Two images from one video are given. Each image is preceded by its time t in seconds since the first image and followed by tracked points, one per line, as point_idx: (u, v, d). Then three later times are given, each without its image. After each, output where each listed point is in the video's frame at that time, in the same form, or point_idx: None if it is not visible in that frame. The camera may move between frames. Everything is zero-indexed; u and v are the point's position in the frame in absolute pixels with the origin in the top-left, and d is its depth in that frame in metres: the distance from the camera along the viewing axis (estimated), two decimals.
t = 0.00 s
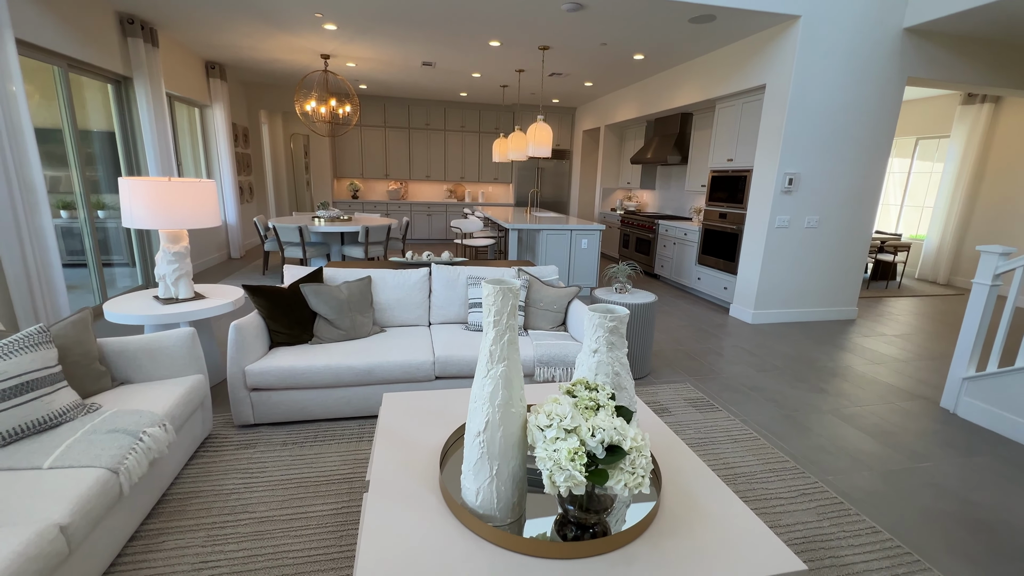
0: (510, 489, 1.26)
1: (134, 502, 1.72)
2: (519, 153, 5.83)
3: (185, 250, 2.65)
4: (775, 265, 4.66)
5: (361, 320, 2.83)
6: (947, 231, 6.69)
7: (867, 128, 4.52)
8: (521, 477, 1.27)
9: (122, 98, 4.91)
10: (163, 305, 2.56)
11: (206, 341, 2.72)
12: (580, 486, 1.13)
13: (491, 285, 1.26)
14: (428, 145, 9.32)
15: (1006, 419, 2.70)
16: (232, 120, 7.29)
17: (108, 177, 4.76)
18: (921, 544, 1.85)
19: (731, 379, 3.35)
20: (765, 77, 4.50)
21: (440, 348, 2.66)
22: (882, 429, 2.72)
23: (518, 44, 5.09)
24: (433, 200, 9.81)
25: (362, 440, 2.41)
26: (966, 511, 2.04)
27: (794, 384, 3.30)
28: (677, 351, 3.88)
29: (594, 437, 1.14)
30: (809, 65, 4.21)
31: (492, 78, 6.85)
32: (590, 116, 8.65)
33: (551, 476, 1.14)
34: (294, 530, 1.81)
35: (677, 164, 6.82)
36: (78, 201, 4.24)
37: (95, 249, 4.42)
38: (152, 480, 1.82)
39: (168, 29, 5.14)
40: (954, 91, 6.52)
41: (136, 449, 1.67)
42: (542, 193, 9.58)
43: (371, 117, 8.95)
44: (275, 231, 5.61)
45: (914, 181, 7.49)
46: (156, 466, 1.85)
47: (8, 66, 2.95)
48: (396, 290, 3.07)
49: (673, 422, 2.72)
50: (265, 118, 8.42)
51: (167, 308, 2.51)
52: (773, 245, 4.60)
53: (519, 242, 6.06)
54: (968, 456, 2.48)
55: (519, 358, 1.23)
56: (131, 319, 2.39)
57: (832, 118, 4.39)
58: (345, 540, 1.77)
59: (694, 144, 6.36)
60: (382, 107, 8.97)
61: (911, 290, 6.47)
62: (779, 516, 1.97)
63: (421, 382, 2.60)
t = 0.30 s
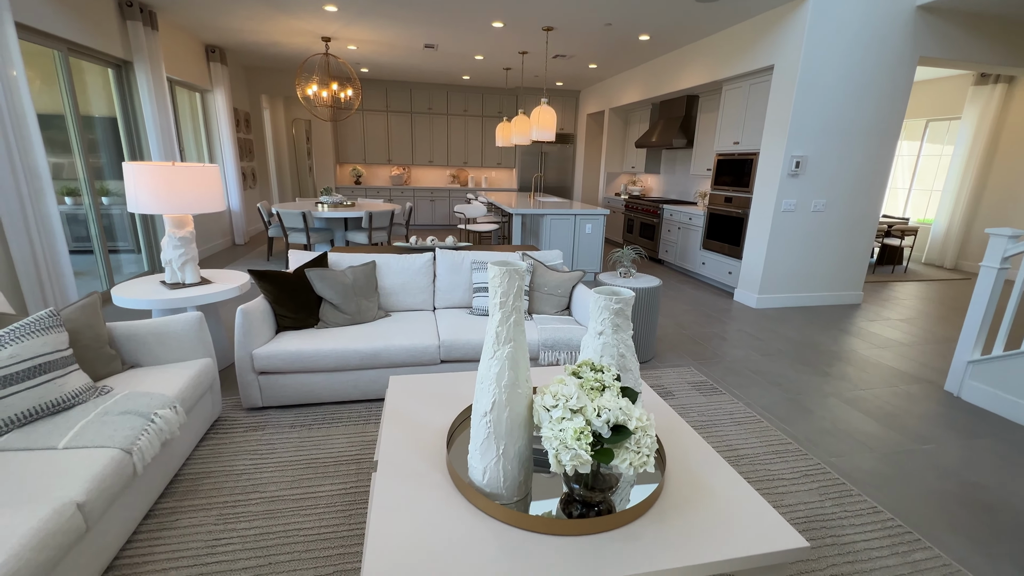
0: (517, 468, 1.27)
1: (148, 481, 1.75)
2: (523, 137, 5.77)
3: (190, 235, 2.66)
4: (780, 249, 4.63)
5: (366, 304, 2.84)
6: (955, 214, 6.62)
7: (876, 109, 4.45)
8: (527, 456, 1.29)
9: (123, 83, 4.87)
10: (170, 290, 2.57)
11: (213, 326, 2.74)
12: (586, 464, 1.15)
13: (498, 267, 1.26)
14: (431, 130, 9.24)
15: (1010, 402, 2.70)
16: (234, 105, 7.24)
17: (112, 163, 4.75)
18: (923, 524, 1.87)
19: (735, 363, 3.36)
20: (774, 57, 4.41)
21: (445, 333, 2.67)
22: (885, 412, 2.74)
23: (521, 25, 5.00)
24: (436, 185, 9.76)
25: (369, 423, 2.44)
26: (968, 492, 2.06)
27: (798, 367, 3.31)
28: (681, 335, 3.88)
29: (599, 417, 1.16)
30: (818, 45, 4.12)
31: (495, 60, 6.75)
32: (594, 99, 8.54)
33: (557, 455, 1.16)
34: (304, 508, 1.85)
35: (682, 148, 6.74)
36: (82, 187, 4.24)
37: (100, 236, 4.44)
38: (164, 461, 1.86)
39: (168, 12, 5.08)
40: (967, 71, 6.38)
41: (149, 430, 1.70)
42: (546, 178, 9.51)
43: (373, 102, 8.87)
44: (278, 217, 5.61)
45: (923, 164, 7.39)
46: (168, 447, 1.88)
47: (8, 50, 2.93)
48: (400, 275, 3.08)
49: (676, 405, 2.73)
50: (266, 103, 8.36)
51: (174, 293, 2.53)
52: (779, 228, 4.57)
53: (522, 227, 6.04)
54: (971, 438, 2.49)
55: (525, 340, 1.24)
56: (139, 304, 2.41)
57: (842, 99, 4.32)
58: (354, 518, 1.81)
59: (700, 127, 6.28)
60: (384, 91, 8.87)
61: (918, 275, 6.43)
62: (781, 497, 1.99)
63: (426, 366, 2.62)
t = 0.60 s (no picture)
0: (523, 442, 1.29)
1: (162, 456, 1.79)
2: (527, 118, 5.70)
3: (196, 215, 2.66)
4: (787, 230, 4.59)
5: (372, 285, 2.86)
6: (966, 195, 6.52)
7: (888, 86, 4.35)
8: (533, 430, 1.31)
9: (124, 64, 4.83)
10: (177, 270, 2.59)
11: (220, 306, 2.77)
12: (591, 437, 1.16)
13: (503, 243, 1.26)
14: (434, 111, 9.14)
15: (1016, 381, 2.69)
16: (235, 86, 7.17)
17: (115, 146, 4.74)
18: (923, 499, 1.90)
19: (739, 343, 3.37)
20: (784, 32, 4.31)
21: (450, 313, 2.69)
22: (889, 391, 2.75)
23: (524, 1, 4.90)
24: (440, 167, 9.68)
25: (375, 401, 2.47)
26: (969, 468, 2.08)
27: (803, 348, 3.31)
28: (686, 316, 3.88)
29: (605, 391, 1.17)
30: (830, 19, 4.02)
31: (499, 38, 6.64)
32: (599, 78, 8.39)
33: (563, 428, 1.17)
34: (314, 482, 1.89)
35: (689, 128, 6.65)
36: (87, 170, 4.25)
37: (106, 219, 4.46)
38: (177, 437, 1.89)
39: None
40: (983, 47, 6.22)
41: (161, 406, 1.73)
42: (550, 159, 9.42)
43: (376, 82, 8.77)
44: (282, 200, 5.60)
45: (935, 144, 7.25)
46: (180, 423, 1.92)
47: (8, 30, 2.91)
48: (405, 256, 3.09)
49: (680, 384, 2.75)
50: (268, 84, 8.28)
51: (181, 274, 2.55)
52: (786, 209, 4.52)
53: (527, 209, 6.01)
54: (974, 417, 2.50)
55: (532, 315, 1.25)
56: (147, 284, 2.43)
57: (853, 75, 4.23)
58: (363, 492, 1.85)
59: (708, 106, 6.17)
60: (386, 71, 8.76)
61: (926, 257, 6.37)
62: (783, 473, 2.01)
63: (432, 346, 2.64)
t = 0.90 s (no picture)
0: (526, 421, 1.31)
1: (172, 436, 1.83)
2: (531, 101, 5.63)
3: (200, 199, 2.67)
4: (793, 215, 4.55)
5: (376, 269, 2.87)
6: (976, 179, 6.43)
7: (899, 67, 4.26)
8: (537, 410, 1.32)
9: (125, 47, 4.80)
10: (183, 254, 2.60)
11: (226, 290, 2.79)
12: (594, 417, 1.18)
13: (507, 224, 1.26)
14: (437, 95, 9.04)
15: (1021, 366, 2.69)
16: (237, 70, 7.11)
17: (118, 131, 4.73)
18: (924, 481, 1.91)
19: (743, 328, 3.37)
20: (793, 12, 4.22)
21: (454, 297, 2.69)
22: (892, 375, 2.75)
23: None
24: (443, 152, 9.62)
25: (381, 383, 2.50)
26: (971, 451, 2.09)
27: (807, 333, 3.31)
28: (690, 301, 3.88)
29: (607, 371, 1.18)
30: None
31: (503, 20, 6.53)
32: (604, 60, 8.26)
33: (565, 408, 1.18)
34: (322, 462, 1.93)
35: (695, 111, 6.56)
36: (90, 155, 4.24)
37: (111, 204, 4.47)
38: (186, 417, 1.93)
39: None
40: (998, 26, 6.07)
41: (170, 387, 1.76)
42: (554, 144, 9.33)
43: (378, 65, 8.67)
44: (286, 185, 5.59)
45: (946, 127, 7.13)
46: (189, 405, 1.95)
47: (8, 12, 2.88)
48: (409, 240, 3.09)
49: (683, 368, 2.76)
50: (269, 68, 8.21)
51: (187, 258, 2.56)
52: (793, 193, 4.47)
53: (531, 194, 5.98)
54: (977, 401, 2.50)
55: (535, 297, 1.25)
56: (153, 268, 2.45)
57: (864, 56, 4.14)
58: (369, 471, 1.88)
59: (714, 89, 6.08)
60: (388, 54, 8.66)
61: (933, 242, 6.31)
62: (785, 455, 2.03)
63: (437, 329, 2.66)
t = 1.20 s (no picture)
0: (529, 400, 1.32)
1: (181, 415, 1.86)
2: (535, 85, 5.56)
3: (204, 182, 2.67)
4: (800, 199, 4.51)
5: (380, 253, 2.87)
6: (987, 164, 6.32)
7: (912, 48, 4.17)
8: (540, 389, 1.33)
9: (126, 30, 4.76)
10: (188, 237, 2.61)
11: (231, 274, 2.80)
12: (597, 396, 1.18)
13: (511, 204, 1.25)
14: (440, 78, 8.94)
15: None
16: (239, 54, 7.05)
17: (122, 116, 4.72)
18: (924, 463, 1.92)
19: (747, 313, 3.36)
20: None
21: (457, 281, 2.70)
22: (896, 360, 2.75)
23: None
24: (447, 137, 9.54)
25: (385, 366, 2.52)
26: (974, 434, 2.09)
27: (811, 318, 3.30)
28: (694, 286, 3.87)
29: (610, 350, 1.18)
30: None
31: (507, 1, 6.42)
32: (610, 43, 8.13)
33: (568, 387, 1.19)
34: (327, 442, 1.95)
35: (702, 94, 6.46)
36: (94, 140, 4.25)
37: (116, 189, 4.48)
38: (194, 398, 1.95)
39: None
40: (1014, 6, 5.91)
41: (178, 367, 1.78)
42: (558, 129, 9.24)
43: (380, 48, 8.57)
44: (289, 169, 5.58)
45: (958, 111, 6.99)
46: (197, 385, 1.97)
47: None
48: (412, 224, 3.08)
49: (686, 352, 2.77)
50: (271, 52, 8.13)
51: (192, 241, 2.57)
52: (800, 177, 4.42)
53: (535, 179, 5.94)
54: (981, 385, 2.50)
55: (539, 276, 1.25)
56: (159, 251, 2.46)
57: (876, 36, 4.05)
58: (374, 450, 1.91)
59: (722, 71, 5.98)
60: (391, 37, 8.55)
61: (942, 228, 6.24)
62: (786, 437, 2.04)
63: (441, 313, 2.67)
